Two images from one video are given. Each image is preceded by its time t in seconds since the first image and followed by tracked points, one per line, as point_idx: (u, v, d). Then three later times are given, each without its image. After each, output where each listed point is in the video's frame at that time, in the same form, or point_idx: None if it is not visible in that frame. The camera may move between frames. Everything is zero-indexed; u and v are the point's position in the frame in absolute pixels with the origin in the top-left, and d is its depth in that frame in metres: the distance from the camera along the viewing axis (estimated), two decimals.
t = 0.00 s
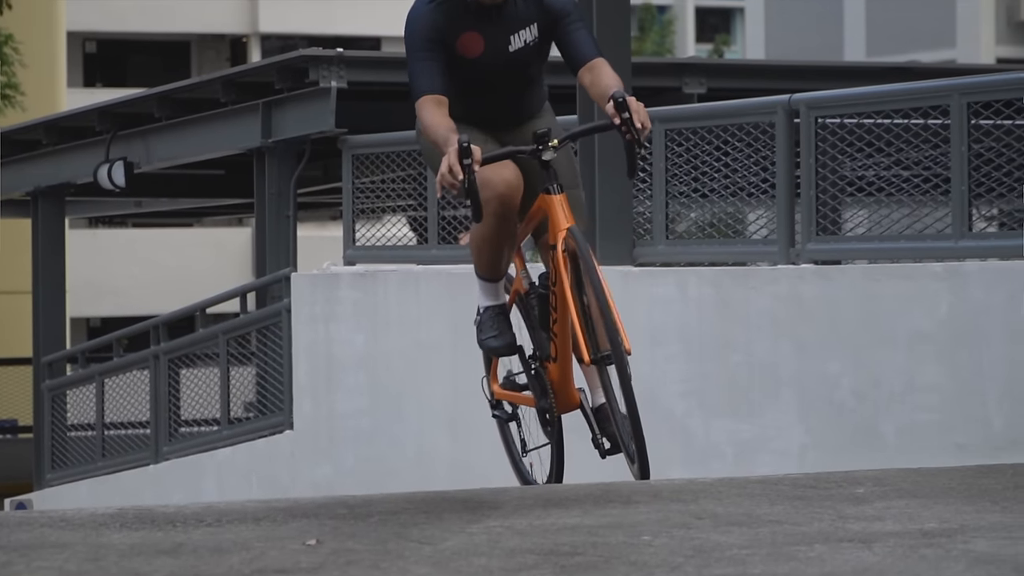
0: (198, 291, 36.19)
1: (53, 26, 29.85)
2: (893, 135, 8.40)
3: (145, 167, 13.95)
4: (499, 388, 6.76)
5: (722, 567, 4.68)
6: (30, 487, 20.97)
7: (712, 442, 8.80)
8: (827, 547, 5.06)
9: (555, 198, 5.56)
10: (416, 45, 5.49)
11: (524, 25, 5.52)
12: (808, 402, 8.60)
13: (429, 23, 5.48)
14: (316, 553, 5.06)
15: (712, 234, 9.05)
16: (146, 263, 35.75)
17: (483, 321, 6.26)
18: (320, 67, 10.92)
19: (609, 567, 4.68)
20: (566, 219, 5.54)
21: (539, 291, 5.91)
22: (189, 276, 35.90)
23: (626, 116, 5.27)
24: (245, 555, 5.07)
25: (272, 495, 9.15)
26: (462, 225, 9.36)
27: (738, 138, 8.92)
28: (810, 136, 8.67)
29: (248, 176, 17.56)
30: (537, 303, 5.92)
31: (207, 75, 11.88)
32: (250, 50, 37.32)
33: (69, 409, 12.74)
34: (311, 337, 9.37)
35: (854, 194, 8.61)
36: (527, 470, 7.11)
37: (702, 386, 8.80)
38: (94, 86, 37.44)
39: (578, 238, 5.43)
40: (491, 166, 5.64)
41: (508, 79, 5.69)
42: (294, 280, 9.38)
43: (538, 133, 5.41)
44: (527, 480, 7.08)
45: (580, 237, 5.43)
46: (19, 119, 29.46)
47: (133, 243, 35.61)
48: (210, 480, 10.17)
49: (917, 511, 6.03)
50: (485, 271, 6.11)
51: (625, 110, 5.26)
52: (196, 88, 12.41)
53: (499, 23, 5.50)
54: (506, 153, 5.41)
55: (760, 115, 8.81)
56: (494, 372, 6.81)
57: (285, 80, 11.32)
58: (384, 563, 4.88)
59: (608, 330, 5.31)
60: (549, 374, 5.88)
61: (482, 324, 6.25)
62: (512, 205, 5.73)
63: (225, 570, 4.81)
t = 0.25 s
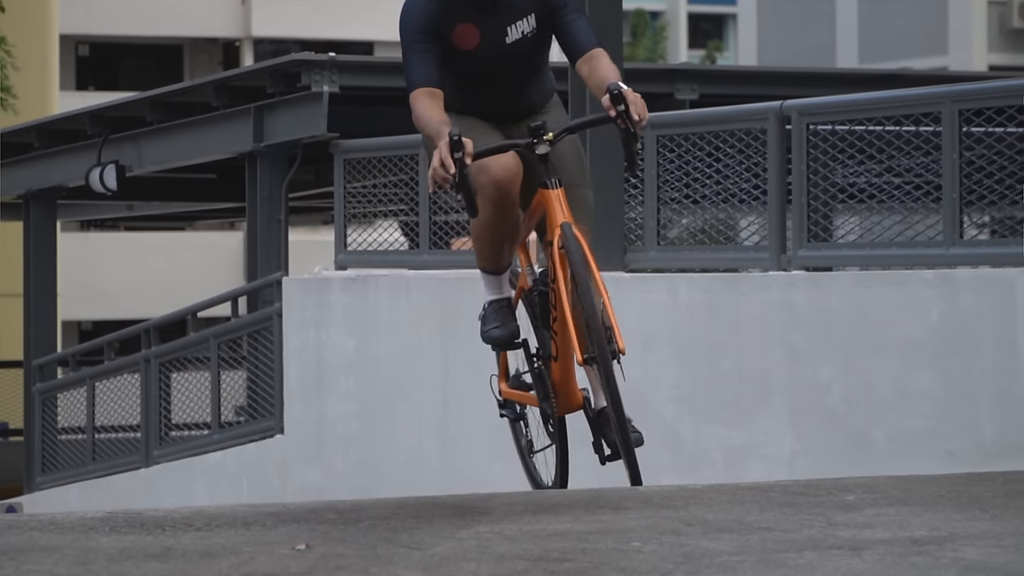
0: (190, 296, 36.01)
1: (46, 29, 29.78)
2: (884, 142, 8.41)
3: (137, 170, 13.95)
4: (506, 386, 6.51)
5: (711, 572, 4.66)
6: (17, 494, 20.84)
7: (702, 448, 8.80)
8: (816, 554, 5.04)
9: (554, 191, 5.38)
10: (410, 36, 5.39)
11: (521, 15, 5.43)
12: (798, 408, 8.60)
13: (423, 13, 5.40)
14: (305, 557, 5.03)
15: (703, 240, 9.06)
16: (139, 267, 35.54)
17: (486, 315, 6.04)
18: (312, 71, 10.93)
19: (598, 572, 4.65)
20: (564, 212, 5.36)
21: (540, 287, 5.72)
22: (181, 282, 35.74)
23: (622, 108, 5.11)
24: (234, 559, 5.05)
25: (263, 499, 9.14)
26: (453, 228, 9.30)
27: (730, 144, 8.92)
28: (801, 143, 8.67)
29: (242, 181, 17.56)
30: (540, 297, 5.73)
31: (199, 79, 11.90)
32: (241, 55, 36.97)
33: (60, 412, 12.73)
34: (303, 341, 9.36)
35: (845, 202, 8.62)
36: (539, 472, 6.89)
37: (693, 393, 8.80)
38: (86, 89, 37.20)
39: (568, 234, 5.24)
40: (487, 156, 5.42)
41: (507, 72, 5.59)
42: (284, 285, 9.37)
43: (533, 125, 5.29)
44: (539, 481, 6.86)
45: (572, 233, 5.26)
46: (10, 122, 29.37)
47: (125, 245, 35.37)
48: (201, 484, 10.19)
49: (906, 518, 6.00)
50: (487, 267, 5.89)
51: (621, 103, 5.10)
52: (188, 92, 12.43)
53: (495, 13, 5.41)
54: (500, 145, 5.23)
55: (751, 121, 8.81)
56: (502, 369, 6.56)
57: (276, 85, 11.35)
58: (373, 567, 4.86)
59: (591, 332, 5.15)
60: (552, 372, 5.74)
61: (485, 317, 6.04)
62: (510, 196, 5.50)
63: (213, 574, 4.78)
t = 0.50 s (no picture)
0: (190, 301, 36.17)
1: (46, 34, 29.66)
2: (884, 153, 8.41)
3: (138, 176, 13.95)
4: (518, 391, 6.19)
5: None
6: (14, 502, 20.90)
7: (702, 458, 8.81)
8: (816, 564, 5.00)
9: (554, 191, 5.20)
10: (411, 34, 5.23)
11: (525, 12, 5.23)
12: (797, 419, 8.60)
13: (423, 10, 5.23)
14: (304, 566, 4.98)
15: (703, 251, 9.06)
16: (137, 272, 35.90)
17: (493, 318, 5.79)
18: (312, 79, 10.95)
19: None
20: (565, 212, 5.16)
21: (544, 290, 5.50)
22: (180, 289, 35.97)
23: (624, 106, 4.91)
24: (233, 567, 5.00)
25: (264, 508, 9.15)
26: (453, 237, 9.34)
27: (730, 154, 8.92)
28: (801, 153, 8.68)
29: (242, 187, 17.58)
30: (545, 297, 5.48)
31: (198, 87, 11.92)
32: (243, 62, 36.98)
33: (59, 418, 12.73)
34: (301, 349, 9.36)
35: (846, 213, 8.62)
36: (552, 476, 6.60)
37: (692, 403, 8.80)
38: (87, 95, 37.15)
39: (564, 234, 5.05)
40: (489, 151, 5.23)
41: (512, 67, 5.41)
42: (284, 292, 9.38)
43: (533, 123, 5.11)
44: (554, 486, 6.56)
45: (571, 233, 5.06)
46: (13, 126, 29.24)
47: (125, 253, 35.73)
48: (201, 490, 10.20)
49: (905, 529, 5.99)
50: (493, 270, 5.64)
51: (622, 101, 4.91)
52: (187, 99, 12.45)
53: (497, 9, 5.22)
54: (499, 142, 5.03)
55: (752, 131, 8.80)
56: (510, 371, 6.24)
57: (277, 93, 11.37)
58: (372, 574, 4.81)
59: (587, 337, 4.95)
60: (557, 376, 5.42)
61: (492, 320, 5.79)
62: (512, 194, 5.30)
63: None
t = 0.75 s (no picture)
0: (200, 312, 35.14)
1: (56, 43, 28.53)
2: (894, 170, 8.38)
3: (148, 184, 13.94)
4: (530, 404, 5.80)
5: None
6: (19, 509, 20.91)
7: (709, 473, 8.86)
8: None
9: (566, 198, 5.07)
10: (420, 33, 5.06)
11: (536, 9, 5.04)
12: (804, 435, 8.60)
13: (431, 8, 5.05)
14: None
15: (712, 266, 9.08)
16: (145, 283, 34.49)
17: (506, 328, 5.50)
18: (323, 89, 10.98)
19: None
20: (575, 220, 5.07)
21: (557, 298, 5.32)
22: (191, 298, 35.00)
23: (635, 112, 4.81)
24: None
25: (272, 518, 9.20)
26: (463, 250, 9.35)
27: (740, 169, 8.93)
28: (811, 169, 8.66)
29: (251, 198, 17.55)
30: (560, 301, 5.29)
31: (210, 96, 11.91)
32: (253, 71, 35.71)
33: (66, 426, 12.74)
34: (311, 358, 9.43)
35: (855, 229, 8.60)
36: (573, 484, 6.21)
37: (700, 417, 8.86)
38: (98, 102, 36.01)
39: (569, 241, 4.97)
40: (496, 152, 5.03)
41: (527, 66, 5.19)
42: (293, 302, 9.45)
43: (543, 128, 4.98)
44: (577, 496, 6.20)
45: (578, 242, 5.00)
46: (22, 135, 28.25)
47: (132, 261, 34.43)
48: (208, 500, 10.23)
49: (912, 547, 5.94)
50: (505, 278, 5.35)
51: (633, 106, 4.80)
52: (198, 108, 12.44)
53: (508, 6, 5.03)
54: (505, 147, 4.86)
55: (762, 147, 8.81)
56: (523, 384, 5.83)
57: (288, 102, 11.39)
58: None
59: (589, 353, 4.91)
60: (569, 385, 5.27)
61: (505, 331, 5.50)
62: (522, 196, 5.07)
63: None
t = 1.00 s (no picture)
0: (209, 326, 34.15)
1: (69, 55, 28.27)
2: (905, 188, 8.36)
3: (158, 197, 13.94)
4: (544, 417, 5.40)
5: None
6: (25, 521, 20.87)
7: (716, 490, 8.81)
8: None
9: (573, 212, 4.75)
10: (428, 33, 4.83)
11: (547, 11, 4.83)
12: (813, 452, 8.58)
13: (439, 9, 4.81)
14: None
15: (722, 282, 9.08)
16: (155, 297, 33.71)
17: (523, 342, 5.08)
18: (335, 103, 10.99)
19: None
20: (583, 234, 4.74)
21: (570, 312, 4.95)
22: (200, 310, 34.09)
23: (643, 125, 4.56)
24: None
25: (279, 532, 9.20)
26: (474, 264, 9.36)
27: (751, 186, 8.92)
28: (822, 186, 8.64)
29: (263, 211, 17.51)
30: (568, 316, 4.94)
31: (221, 109, 11.92)
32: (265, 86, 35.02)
33: (75, 438, 12.74)
34: (321, 372, 9.49)
35: (865, 247, 8.59)
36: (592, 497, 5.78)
37: (706, 434, 8.82)
38: (109, 116, 35.53)
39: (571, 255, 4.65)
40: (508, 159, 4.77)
41: (541, 69, 4.95)
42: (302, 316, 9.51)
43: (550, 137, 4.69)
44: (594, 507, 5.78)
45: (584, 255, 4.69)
46: (32, 147, 28.06)
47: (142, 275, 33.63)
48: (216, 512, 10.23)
49: (930, 563, 5.82)
50: (519, 290, 5.03)
51: (641, 118, 4.56)
52: (209, 121, 12.44)
53: (518, 6, 4.81)
54: (511, 158, 4.63)
55: (773, 164, 8.81)
56: (537, 399, 5.43)
57: (299, 116, 11.41)
58: None
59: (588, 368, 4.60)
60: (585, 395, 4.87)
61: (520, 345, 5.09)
62: (533, 208, 4.82)
63: None
